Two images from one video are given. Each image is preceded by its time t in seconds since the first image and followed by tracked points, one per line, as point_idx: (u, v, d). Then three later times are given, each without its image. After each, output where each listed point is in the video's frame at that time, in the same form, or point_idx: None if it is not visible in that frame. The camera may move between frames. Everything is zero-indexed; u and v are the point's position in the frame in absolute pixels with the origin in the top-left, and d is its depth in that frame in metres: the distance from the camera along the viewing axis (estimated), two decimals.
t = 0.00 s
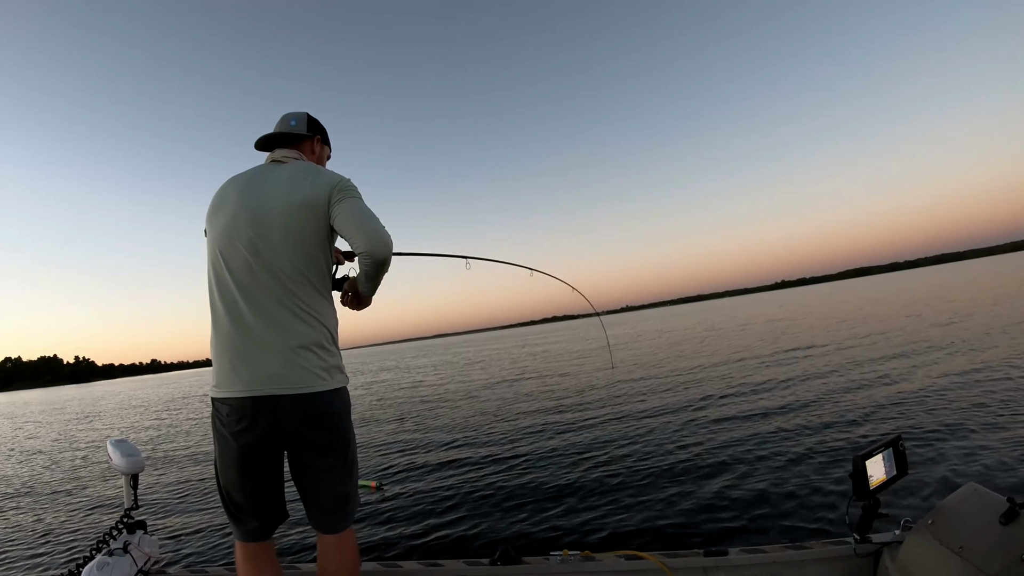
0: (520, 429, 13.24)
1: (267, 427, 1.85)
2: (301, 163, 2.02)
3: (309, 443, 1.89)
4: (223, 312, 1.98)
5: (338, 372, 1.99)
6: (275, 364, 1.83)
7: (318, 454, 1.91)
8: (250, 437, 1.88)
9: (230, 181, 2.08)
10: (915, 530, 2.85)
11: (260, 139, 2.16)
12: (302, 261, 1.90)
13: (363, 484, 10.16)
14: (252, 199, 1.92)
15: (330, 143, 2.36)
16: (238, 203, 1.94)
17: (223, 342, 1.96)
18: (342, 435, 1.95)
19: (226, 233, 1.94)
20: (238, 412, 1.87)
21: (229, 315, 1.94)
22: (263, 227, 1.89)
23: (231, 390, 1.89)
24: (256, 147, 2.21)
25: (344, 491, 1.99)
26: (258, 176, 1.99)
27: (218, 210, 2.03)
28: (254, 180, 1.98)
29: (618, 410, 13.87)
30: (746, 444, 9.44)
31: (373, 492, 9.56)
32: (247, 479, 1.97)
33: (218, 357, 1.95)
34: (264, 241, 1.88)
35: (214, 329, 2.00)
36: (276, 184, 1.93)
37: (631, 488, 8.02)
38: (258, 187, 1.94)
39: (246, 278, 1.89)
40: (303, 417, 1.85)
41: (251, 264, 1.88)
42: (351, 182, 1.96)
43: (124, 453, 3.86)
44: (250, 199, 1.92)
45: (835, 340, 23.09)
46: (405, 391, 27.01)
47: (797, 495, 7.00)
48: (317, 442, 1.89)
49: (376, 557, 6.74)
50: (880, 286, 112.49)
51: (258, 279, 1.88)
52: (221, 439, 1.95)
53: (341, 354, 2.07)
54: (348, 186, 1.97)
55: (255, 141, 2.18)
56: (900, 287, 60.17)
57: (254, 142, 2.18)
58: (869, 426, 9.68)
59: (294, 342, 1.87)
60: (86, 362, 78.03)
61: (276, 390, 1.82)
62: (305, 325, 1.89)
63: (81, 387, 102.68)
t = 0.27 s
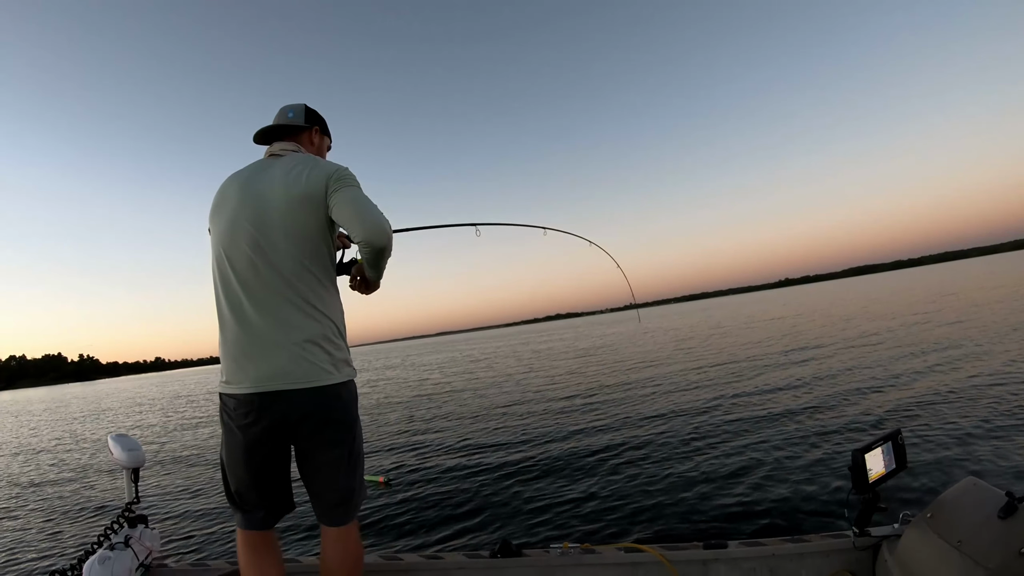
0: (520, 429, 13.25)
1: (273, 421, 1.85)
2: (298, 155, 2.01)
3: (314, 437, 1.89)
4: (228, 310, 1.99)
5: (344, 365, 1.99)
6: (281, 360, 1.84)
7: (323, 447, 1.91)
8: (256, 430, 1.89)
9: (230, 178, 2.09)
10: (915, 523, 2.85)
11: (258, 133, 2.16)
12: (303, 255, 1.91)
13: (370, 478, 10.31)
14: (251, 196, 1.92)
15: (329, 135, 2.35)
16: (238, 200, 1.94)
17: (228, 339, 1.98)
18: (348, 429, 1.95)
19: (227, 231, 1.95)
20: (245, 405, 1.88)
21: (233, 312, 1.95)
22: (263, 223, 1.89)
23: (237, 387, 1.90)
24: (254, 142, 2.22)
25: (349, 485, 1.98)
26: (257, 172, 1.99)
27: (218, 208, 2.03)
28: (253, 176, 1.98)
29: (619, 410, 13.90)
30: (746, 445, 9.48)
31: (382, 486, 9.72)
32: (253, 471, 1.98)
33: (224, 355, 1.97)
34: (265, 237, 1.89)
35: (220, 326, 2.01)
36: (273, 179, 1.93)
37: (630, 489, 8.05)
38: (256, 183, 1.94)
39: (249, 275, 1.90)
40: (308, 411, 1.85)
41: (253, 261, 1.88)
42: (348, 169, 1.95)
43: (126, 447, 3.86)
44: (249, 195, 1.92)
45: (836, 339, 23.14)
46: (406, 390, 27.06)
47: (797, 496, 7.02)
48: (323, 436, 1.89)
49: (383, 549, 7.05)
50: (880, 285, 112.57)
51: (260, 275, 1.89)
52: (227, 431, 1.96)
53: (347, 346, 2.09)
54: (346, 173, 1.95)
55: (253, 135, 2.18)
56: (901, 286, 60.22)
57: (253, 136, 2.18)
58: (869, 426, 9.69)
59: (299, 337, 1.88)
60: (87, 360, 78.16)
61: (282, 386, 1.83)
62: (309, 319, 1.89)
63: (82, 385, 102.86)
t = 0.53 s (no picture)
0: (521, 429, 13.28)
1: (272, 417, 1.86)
2: (288, 149, 2.00)
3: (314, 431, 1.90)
4: (225, 309, 1.99)
5: (343, 359, 2.00)
6: (278, 356, 1.84)
7: (324, 439, 1.93)
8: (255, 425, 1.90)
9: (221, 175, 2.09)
10: (915, 520, 2.86)
11: (249, 128, 2.17)
12: (296, 250, 1.91)
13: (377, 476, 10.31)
14: (243, 193, 1.92)
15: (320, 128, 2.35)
16: (230, 198, 1.94)
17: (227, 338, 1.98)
18: (348, 422, 1.97)
19: (221, 230, 1.95)
20: (244, 402, 1.89)
21: (229, 310, 1.96)
22: (255, 219, 1.90)
23: (235, 386, 1.91)
24: (246, 137, 2.22)
25: (350, 478, 2.00)
26: (247, 168, 1.99)
27: (211, 206, 2.04)
28: (244, 173, 1.98)
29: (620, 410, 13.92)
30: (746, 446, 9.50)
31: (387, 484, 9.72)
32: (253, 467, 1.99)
33: (222, 354, 1.98)
34: (258, 232, 1.89)
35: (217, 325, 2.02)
36: (264, 174, 1.93)
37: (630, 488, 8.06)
38: (248, 178, 1.95)
39: (243, 273, 1.90)
40: (307, 405, 1.87)
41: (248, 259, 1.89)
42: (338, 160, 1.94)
43: (127, 442, 3.87)
44: (241, 194, 1.92)
45: (837, 340, 23.14)
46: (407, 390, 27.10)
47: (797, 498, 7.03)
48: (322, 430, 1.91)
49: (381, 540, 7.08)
50: (881, 285, 112.54)
51: (254, 272, 1.89)
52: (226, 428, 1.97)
53: (346, 340, 2.09)
54: (336, 163, 1.94)
55: (244, 131, 2.18)
56: (903, 287, 60.17)
57: (243, 131, 2.18)
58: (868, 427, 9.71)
59: (294, 333, 1.87)
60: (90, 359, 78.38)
61: (280, 382, 1.84)
62: (304, 314, 1.89)
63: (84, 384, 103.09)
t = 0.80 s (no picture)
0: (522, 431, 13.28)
1: (254, 421, 1.85)
2: (264, 147, 1.99)
3: (298, 434, 1.89)
4: (205, 312, 1.98)
5: (326, 360, 1.98)
6: (259, 358, 1.83)
7: (310, 444, 1.92)
8: (237, 430, 1.89)
9: (198, 176, 2.08)
10: (915, 522, 2.85)
11: (227, 124, 2.15)
12: (272, 249, 1.89)
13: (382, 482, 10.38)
14: (219, 194, 1.91)
15: (302, 123, 2.33)
16: (206, 199, 1.93)
17: (208, 341, 1.98)
18: (333, 424, 1.95)
19: (198, 232, 1.94)
20: (224, 406, 1.88)
21: (210, 313, 1.95)
22: (231, 218, 1.89)
23: (218, 390, 1.90)
24: (224, 133, 2.21)
25: (338, 480, 1.99)
26: (224, 167, 1.98)
27: (189, 208, 2.03)
28: (220, 172, 1.97)
29: (621, 414, 13.91)
30: (746, 451, 9.48)
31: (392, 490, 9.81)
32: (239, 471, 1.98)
33: (204, 358, 1.97)
34: (235, 232, 1.88)
35: (198, 328, 2.01)
36: (239, 173, 1.92)
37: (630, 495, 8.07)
38: (224, 178, 1.94)
39: (222, 273, 1.89)
40: (289, 408, 1.85)
41: (226, 259, 1.88)
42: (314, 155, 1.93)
43: (127, 441, 3.87)
44: (217, 195, 1.92)
45: (839, 342, 23.12)
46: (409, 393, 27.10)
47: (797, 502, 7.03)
48: (306, 433, 1.89)
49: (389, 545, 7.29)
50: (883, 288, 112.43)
51: (234, 273, 1.88)
52: (209, 432, 1.97)
53: (330, 339, 2.07)
54: (312, 158, 1.92)
55: (221, 126, 2.16)
56: (906, 290, 60.06)
57: (221, 126, 2.16)
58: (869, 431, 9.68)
59: (273, 333, 1.86)
60: (93, 360, 78.50)
61: (261, 385, 1.82)
62: (284, 314, 1.87)
63: (86, 385, 103.23)
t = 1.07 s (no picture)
0: (525, 434, 13.33)
1: (240, 425, 1.86)
2: (241, 144, 1.98)
3: (283, 441, 1.88)
4: (188, 318, 1.96)
5: (313, 362, 1.96)
6: (245, 361, 1.82)
7: (298, 451, 1.91)
8: (224, 434, 1.91)
9: (175, 179, 2.07)
10: (916, 521, 2.85)
11: (205, 122, 2.14)
12: (252, 250, 1.87)
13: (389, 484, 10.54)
14: (198, 197, 1.91)
15: (283, 119, 2.31)
16: (186, 204, 1.93)
17: (192, 348, 1.96)
18: (320, 429, 1.94)
19: (180, 237, 1.93)
20: (210, 411, 1.89)
21: (194, 318, 1.93)
22: (212, 220, 1.87)
23: (204, 396, 1.89)
24: (204, 131, 2.20)
25: (327, 485, 1.99)
26: (201, 169, 1.97)
27: (169, 212, 2.02)
28: (199, 175, 1.96)
29: (622, 416, 13.93)
30: (747, 452, 9.50)
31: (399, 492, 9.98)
32: (229, 477, 1.99)
33: (190, 363, 1.96)
34: (216, 235, 1.87)
35: (182, 334, 1.99)
36: (218, 174, 1.91)
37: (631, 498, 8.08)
38: (204, 180, 1.93)
39: (205, 278, 1.88)
40: (274, 415, 1.84)
41: (208, 263, 1.87)
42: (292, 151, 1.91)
43: (127, 442, 3.87)
44: (196, 198, 1.91)
45: (841, 343, 23.09)
46: (411, 395, 27.11)
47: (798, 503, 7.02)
48: (292, 439, 1.88)
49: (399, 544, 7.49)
50: (884, 288, 112.32)
51: (216, 276, 1.86)
52: (197, 438, 1.98)
53: (317, 339, 2.06)
54: (291, 155, 1.91)
55: (200, 124, 2.16)
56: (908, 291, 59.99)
57: (200, 125, 2.16)
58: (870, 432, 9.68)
59: (258, 335, 1.84)
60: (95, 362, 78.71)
61: (249, 390, 1.81)
62: (268, 316, 1.85)
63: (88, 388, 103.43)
